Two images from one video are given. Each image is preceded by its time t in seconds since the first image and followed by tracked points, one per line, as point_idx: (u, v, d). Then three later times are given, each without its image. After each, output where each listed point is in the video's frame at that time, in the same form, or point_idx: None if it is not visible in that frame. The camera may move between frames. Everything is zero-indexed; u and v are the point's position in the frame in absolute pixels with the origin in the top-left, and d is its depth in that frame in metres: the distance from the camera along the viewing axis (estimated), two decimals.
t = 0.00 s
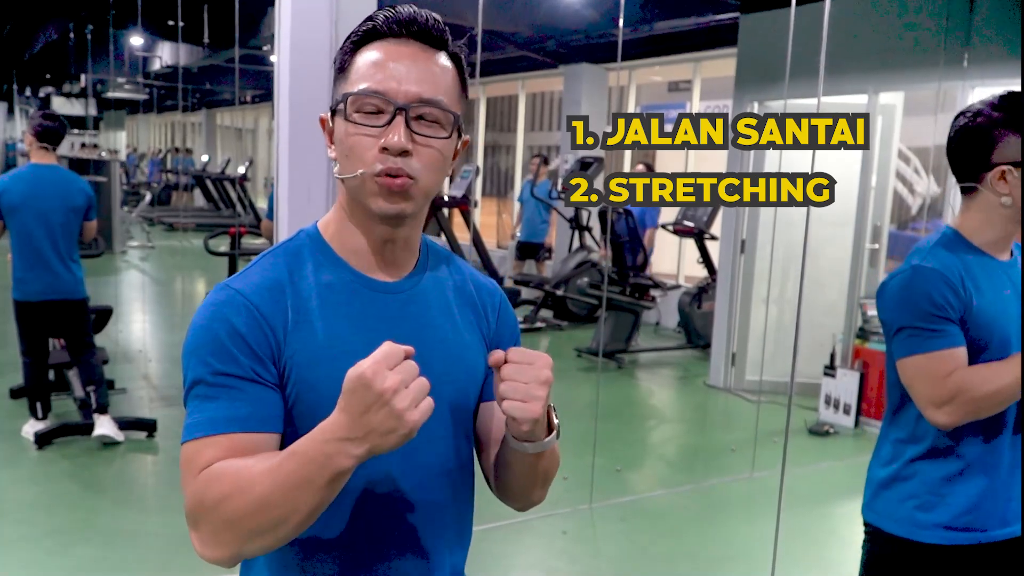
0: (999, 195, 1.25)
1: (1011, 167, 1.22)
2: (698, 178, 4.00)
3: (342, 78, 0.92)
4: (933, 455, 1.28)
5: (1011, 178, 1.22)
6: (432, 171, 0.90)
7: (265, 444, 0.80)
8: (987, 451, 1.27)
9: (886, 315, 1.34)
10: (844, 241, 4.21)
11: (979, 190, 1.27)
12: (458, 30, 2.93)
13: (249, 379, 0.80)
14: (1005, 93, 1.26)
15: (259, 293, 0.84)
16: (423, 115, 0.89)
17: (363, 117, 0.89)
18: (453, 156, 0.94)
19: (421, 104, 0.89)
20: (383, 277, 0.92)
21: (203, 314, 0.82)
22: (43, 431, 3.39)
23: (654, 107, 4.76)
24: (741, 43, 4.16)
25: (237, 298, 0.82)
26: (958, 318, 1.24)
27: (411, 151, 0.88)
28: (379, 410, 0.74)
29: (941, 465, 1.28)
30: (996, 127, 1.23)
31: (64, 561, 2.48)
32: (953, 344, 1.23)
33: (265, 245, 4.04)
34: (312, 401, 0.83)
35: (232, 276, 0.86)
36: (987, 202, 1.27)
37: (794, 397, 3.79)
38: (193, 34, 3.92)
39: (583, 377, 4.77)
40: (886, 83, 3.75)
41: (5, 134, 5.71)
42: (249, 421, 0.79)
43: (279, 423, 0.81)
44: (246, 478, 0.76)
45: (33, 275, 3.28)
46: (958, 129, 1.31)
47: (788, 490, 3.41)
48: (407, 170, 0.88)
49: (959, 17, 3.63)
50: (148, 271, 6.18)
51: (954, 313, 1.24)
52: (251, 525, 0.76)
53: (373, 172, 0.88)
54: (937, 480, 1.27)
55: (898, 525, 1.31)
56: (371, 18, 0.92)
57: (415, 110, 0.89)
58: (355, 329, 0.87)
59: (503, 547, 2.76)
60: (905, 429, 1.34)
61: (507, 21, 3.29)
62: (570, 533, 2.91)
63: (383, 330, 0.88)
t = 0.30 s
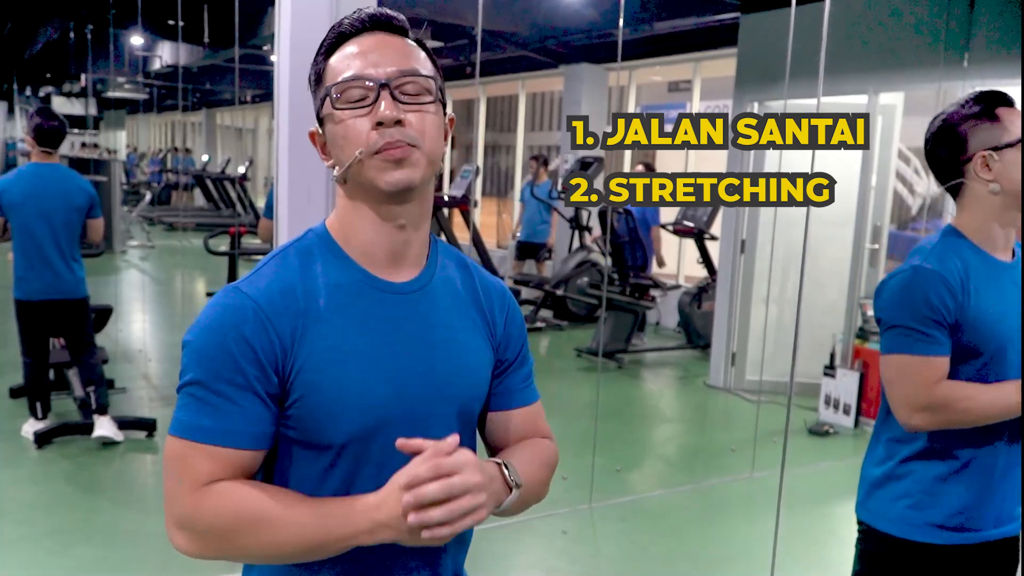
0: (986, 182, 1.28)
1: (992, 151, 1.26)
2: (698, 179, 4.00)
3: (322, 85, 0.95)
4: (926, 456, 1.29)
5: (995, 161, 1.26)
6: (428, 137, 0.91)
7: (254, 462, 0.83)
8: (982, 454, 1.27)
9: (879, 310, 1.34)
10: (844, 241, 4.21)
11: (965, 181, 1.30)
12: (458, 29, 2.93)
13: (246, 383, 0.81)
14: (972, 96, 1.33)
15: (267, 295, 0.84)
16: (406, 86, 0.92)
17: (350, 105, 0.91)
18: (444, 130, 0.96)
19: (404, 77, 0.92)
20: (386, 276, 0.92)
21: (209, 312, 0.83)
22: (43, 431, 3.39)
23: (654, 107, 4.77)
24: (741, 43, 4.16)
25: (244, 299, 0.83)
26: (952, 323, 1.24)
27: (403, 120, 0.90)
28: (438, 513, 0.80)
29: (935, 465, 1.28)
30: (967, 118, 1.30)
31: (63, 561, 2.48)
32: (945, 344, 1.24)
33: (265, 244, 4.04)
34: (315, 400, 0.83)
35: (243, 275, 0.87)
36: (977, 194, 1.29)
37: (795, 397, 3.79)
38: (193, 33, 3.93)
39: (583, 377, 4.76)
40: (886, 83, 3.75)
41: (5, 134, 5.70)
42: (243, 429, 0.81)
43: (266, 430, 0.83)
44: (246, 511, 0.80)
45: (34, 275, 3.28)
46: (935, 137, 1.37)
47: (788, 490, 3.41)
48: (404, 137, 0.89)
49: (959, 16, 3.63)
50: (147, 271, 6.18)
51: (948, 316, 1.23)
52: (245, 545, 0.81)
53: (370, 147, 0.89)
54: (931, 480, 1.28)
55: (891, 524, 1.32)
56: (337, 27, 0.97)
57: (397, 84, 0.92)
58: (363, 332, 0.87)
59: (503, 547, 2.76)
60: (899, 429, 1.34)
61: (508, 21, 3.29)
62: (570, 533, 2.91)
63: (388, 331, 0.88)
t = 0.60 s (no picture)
0: (979, 183, 1.29)
1: (987, 153, 1.27)
2: (698, 178, 4.00)
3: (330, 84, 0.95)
4: (915, 457, 1.31)
5: (990, 162, 1.27)
6: (434, 143, 0.92)
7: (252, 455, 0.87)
8: (967, 454, 1.30)
9: (866, 303, 1.36)
10: (844, 241, 4.22)
11: (960, 181, 1.31)
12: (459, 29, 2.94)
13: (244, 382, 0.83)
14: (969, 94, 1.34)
15: (268, 296, 0.85)
16: (414, 91, 0.92)
17: (357, 108, 0.91)
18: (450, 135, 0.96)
19: (412, 81, 0.92)
20: (391, 276, 0.93)
21: (213, 311, 0.84)
22: (43, 431, 3.39)
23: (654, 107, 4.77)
24: (741, 43, 4.16)
25: (246, 299, 0.84)
26: (934, 322, 1.26)
27: (411, 127, 0.90)
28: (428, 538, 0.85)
29: (924, 465, 1.30)
30: (966, 118, 1.30)
31: (63, 561, 2.48)
32: (923, 343, 1.26)
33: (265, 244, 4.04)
34: (313, 403, 0.84)
35: (249, 274, 0.88)
36: (970, 194, 1.30)
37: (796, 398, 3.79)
38: (193, 33, 3.94)
39: (584, 377, 4.76)
40: (886, 83, 3.76)
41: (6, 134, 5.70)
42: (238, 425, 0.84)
43: (258, 426, 0.85)
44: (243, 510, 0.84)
45: (39, 276, 3.29)
46: (930, 135, 1.37)
47: (789, 490, 3.41)
48: (410, 144, 0.90)
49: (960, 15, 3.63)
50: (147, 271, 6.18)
51: (930, 316, 1.25)
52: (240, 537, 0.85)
53: (376, 154, 0.89)
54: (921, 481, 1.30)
55: (882, 525, 1.33)
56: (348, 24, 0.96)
57: (405, 89, 0.91)
58: (363, 332, 0.88)
59: (503, 547, 2.76)
60: (886, 432, 1.36)
61: (509, 20, 3.29)
62: (570, 533, 2.91)
63: (388, 332, 0.89)
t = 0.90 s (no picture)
0: (955, 189, 1.32)
1: (965, 162, 1.31)
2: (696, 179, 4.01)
3: (361, 76, 0.93)
4: (896, 453, 1.33)
5: (967, 173, 1.30)
6: (452, 171, 0.93)
7: (267, 439, 0.85)
8: (950, 450, 1.31)
9: (847, 300, 1.37)
10: (844, 240, 4.21)
11: (937, 181, 1.35)
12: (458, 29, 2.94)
13: (250, 369, 0.83)
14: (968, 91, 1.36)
15: (271, 287, 0.85)
16: (450, 116, 0.92)
17: (391, 120, 0.91)
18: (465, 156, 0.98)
19: (449, 106, 0.91)
20: (387, 266, 0.93)
21: (219, 302, 0.85)
22: (42, 430, 3.39)
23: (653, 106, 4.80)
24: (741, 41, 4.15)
25: (250, 289, 0.85)
26: (916, 316, 1.28)
27: (438, 156, 0.91)
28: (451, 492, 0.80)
29: (905, 461, 1.32)
30: (955, 120, 1.33)
31: (63, 561, 2.47)
32: (908, 338, 1.28)
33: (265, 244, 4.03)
34: (317, 390, 0.85)
35: (249, 267, 0.89)
36: (945, 196, 1.33)
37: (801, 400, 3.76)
38: (194, 33, 3.96)
39: (583, 377, 4.76)
40: (886, 83, 3.75)
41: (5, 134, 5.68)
42: (246, 413, 0.83)
43: (273, 413, 0.85)
44: (252, 483, 0.82)
45: (43, 276, 3.28)
46: (920, 127, 1.40)
47: (788, 490, 3.41)
48: (433, 174, 0.91)
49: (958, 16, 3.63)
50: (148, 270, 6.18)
51: (910, 311, 1.27)
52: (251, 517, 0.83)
53: (400, 175, 0.90)
54: (904, 477, 1.32)
55: (866, 522, 1.35)
56: (395, 17, 0.93)
57: (442, 114, 0.91)
58: (365, 320, 0.88)
59: (503, 546, 2.76)
60: (869, 429, 1.38)
61: (508, 19, 3.29)
62: (570, 532, 2.91)
63: (389, 319, 0.90)
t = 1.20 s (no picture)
0: (926, 199, 1.38)
1: (936, 175, 1.37)
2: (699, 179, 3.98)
3: (405, 105, 0.92)
4: (872, 450, 1.38)
5: (933, 186, 1.37)
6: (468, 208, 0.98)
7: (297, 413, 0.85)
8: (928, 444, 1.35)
9: (822, 305, 1.43)
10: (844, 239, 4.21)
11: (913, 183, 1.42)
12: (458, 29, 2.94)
13: (273, 347, 0.85)
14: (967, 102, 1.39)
15: (284, 274, 0.90)
16: (483, 165, 0.95)
17: (428, 162, 0.92)
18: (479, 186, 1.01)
19: (483, 159, 0.94)
20: (382, 261, 0.98)
21: (236, 289, 0.87)
22: (42, 430, 3.39)
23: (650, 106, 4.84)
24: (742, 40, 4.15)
25: (266, 277, 0.88)
26: (886, 307, 1.34)
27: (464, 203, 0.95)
28: (485, 441, 0.72)
29: (882, 458, 1.37)
30: (943, 133, 1.38)
31: (62, 561, 2.47)
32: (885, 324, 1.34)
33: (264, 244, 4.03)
34: (335, 374, 0.89)
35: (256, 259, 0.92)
36: (918, 204, 1.40)
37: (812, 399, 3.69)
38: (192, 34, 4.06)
39: (583, 377, 4.76)
40: (885, 83, 3.75)
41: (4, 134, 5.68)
42: (272, 385, 0.83)
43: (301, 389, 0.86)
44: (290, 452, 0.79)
45: (43, 276, 3.28)
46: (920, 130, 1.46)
47: (788, 490, 3.40)
48: (455, 218, 0.95)
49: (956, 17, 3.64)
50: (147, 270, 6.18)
51: (880, 300, 1.34)
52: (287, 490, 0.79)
53: (425, 214, 0.94)
54: (879, 473, 1.36)
55: (847, 518, 1.40)
56: (449, 56, 0.91)
57: (476, 164, 0.94)
58: (370, 309, 0.93)
59: (502, 547, 2.75)
60: (846, 429, 1.43)
61: (507, 19, 3.30)
62: (570, 531, 2.91)
63: (392, 309, 0.95)
